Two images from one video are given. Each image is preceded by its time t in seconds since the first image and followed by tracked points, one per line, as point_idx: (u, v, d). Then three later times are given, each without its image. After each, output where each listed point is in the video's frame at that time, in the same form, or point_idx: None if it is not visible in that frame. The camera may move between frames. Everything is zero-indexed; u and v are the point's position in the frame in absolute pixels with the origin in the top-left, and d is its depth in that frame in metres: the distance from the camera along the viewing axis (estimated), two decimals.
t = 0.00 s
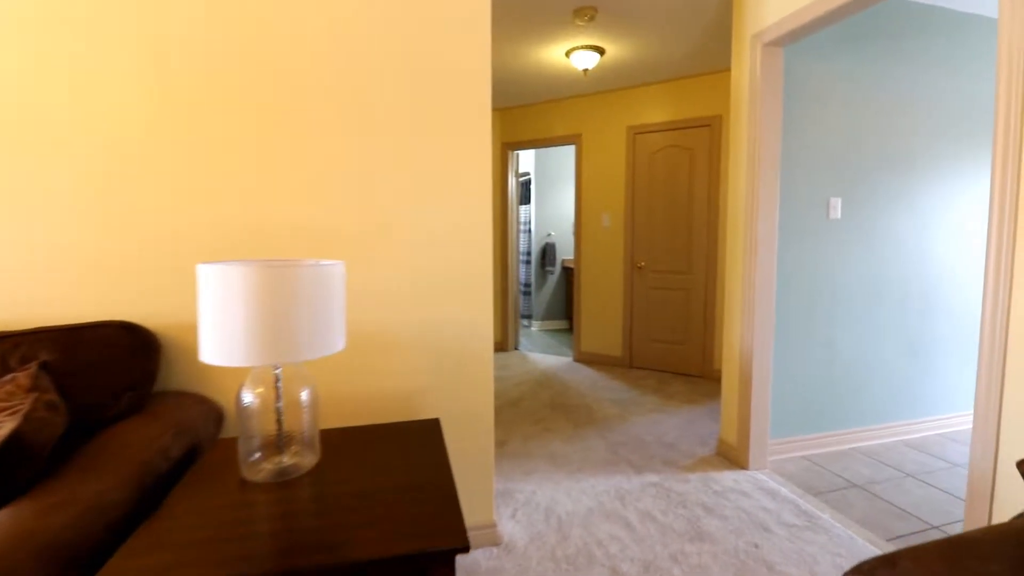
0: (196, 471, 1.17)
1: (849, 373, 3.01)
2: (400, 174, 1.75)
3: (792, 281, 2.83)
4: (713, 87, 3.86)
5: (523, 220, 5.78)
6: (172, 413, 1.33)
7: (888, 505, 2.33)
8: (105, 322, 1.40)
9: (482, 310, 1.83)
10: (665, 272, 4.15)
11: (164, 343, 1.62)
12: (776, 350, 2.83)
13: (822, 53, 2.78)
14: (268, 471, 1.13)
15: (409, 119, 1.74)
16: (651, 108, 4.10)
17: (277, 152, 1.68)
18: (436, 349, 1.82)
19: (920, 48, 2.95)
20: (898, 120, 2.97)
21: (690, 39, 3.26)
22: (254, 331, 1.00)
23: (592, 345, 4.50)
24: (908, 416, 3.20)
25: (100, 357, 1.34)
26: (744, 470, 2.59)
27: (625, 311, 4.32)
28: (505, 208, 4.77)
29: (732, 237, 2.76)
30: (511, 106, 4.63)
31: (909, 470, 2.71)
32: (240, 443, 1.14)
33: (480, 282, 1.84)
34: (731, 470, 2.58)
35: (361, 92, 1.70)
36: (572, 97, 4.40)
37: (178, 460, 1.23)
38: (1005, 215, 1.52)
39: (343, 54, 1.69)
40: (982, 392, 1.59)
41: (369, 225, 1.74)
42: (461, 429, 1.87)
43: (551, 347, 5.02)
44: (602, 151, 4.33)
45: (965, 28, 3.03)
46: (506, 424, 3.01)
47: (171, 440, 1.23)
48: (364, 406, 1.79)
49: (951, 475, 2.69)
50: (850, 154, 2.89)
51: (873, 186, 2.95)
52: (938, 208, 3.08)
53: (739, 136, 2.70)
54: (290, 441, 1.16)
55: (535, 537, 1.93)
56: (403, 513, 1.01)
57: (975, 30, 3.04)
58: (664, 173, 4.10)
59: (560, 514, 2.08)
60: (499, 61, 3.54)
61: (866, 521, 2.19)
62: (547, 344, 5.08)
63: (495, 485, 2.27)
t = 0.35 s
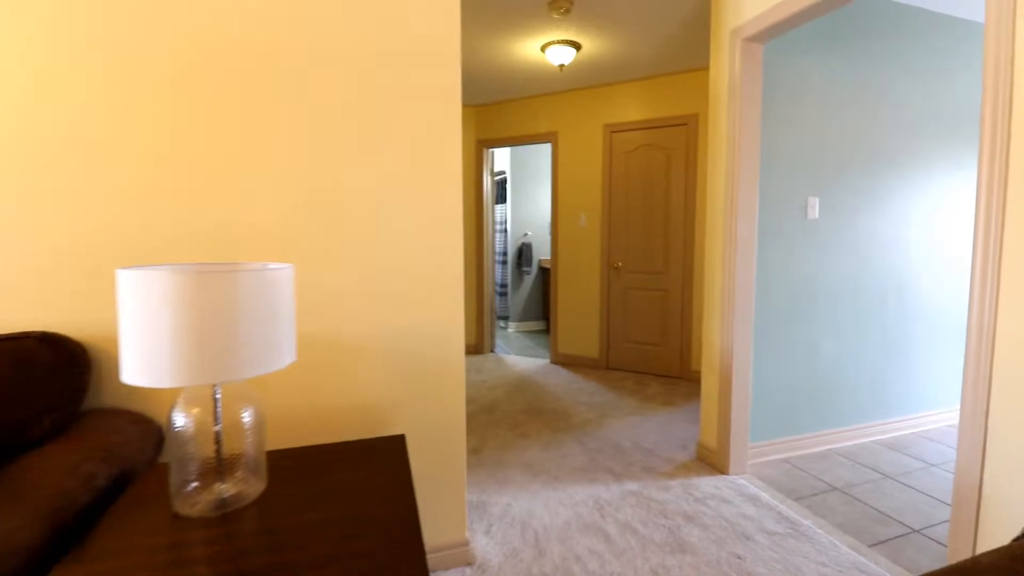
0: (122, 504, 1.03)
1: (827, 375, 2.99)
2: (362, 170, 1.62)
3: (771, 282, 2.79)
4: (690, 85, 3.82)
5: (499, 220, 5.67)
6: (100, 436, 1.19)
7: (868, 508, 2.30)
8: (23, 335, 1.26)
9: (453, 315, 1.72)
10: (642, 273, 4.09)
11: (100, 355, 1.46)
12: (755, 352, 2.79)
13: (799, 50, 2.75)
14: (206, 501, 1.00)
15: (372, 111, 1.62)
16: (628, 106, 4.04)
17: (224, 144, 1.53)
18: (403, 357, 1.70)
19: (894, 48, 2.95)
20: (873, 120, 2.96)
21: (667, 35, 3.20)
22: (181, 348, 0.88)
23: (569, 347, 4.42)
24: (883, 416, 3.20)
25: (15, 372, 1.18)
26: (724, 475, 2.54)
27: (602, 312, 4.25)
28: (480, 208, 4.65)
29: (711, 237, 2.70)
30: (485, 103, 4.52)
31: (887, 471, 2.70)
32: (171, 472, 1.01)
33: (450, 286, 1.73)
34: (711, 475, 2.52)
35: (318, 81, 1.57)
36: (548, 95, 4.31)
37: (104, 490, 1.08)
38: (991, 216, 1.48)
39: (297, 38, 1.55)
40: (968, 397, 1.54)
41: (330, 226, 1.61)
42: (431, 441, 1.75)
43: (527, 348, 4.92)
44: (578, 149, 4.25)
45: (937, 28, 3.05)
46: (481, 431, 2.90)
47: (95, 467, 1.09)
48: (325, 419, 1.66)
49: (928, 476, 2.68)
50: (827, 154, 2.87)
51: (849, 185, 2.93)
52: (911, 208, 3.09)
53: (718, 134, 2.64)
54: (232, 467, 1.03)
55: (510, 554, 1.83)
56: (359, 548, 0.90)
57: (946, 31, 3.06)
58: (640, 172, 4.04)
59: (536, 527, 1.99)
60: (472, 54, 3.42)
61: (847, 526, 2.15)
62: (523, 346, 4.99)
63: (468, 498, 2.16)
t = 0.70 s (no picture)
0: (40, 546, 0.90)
1: (807, 375, 2.97)
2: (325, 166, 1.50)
3: (753, 282, 2.75)
4: (668, 83, 3.78)
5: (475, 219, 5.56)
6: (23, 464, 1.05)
7: (851, 512, 2.26)
8: None
9: (425, 321, 1.61)
10: (621, 273, 4.04)
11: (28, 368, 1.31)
12: (737, 354, 2.74)
13: (779, 48, 2.72)
14: (139, 537, 0.89)
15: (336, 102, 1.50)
16: (607, 105, 3.98)
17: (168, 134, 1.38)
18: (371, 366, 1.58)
19: (869, 48, 2.96)
20: (848, 119, 2.96)
21: (646, 31, 3.14)
22: (104, 374, 0.78)
23: (548, 348, 4.33)
24: (861, 415, 3.21)
25: None
26: (707, 480, 2.48)
27: (582, 313, 4.18)
28: (456, 207, 4.54)
29: (692, 237, 2.64)
30: (461, 100, 4.40)
31: (867, 472, 2.68)
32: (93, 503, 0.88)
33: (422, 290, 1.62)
34: (693, 481, 2.46)
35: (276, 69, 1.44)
36: (524, 92, 4.22)
37: (22, 527, 0.95)
38: (981, 214, 1.44)
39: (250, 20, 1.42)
40: (958, 402, 1.50)
41: (289, 225, 1.48)
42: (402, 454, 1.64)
43: (505, 350, 4.83)
44: (556, 147, 4.18)
45: (909, 28, 3.07)
46: (457, 439, 2.79)
47: (13, 500, 0.95)
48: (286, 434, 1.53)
49: (908, 476, 2.67)
50: (806, 152, 2.85)
51: (827, 184, 2.92)
52: (886, 208, 3.11)
53: (699, 132, 2.59)
54: (167, 497, 0.93)
55: (488, 572, 1.74)
56: None
57: (917, 31, 3.09)
58: (619, 171, 3.99)
59: (515, 542, 1.89)
60: (447, 48, 3.30)
61: (832, 531, 2.11)
62: (501, 348, 4.89)
63: (442, 512, 2.05)
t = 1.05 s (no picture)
0: None
1: (788, 378, 2.91)
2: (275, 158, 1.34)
3: (735, 284, 2.68)
4: (645, 81, 3.70)
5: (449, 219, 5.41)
6: None
7: (838, 521, 2.20)
8: None
9: (386, 333, 1.43)
10: (599, 274, 3.94)
11: None
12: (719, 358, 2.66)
13: (758, 45, 2.67)
14: None
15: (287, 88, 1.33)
16: (585, 102, 3.88)
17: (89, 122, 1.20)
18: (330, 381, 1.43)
19: (843, 48, 2.95)
20: (826, 119, 2.93)
21: (624, 27, 3.05)
22: None
23: (524, 352, 4.20)
24: (841, 418, 3.17)
25: None
26: (689, 489, 2.39)
27: (559, 315, 4.07)
28: (429, 206, 4.38)
29: (673, 238, 2.55)
30: (433, 95, 4.25)
31: (850, 477, 2.63)
32: None
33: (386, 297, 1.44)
34: (676, 491, 2.36)
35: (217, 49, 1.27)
36: (499, 88, 4.10)
37: None
38: (979, 211, 1.37)
39: None
40: (953, 411, 1.44)
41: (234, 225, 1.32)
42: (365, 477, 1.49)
43: (480, 354, 4.68)
44: (531, 145, 4.06)
45: (878, 30, 3.09)
46: (430, 452, 2.64)
47: None
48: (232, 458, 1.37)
49: (890, 480, 2.63)
50: (787, 152, 2.80)
51: (807, 184, 2.88)
52: (861, 208, 3.10)
53: (679, 128, 2.50)
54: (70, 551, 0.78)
55: None
56: None
57: (885, 33, 3.12)
58: (596, 170, 3.89)
59: (490, 566, 1.76)
60: (417, 39, 3.14)
61: (819, 542, 2.04)
62: (477, 352, 4.75)
63: (411, 534, 1.91)
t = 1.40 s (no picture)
0: None
1: (770, 380, 2.88)
2: (229, 152, 1.23)
3: (718, 285, 2.62)
4: (625, 79, 3.65)
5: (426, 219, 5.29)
6: None
7: (823, 527, 2.16)
8: None
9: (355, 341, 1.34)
10: (579, 275, 3.87)
11: None
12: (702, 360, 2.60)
13: (740, 42, 2.62)
14: None
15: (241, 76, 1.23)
16: (563, 100, 3.80)
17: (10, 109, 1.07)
18: (291, 393, 1.33)
19: (822, 47, 2.94)
20: (806, 119, 2.91)
21: (604, 22, 2.97)
22: None
23: (503, 355, 4.10)
24: (821, 419, 3.15)
25: None
26: (673, 497, 2.32)
27: (538, 317, 3.98)
28: (405, 205, 4.25)
29: (655, 238, 2.48)
30: (409, 90, 4.12)
31: (832, 480, 2.60)
32: None
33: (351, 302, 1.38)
34: (659, 499, 2.29)
35: (164, 32, 1.16)
36: (476, 85, 3.99)
37: None
38: (974, 210, 1.32)
39: None
40: (947, 416, 1.39)
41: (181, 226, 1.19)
42: (331, 495, 1.39)
43: (458, 357, 4.57)
44: (509, 143, 3.96)
45: (853, 31, 3.10)
46: (404, 462, 2.52)
47: None
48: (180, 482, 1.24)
49: (872, 483, 2.61)
50: (769, 151, 2.76)
51: (789, 184, 2.85)
52: (840, 209, 3.09)
53: (661, 125, 2.43)
54: None
55: None
56: None
57: (860, 35, 3.14)
58: (576, 169, 3.81)
59: None
60: (391, 31, 3.02)
61: (805, 550, 1.99)
62: (454, 354, 4.63)
63: (383, 553, 1.79)
